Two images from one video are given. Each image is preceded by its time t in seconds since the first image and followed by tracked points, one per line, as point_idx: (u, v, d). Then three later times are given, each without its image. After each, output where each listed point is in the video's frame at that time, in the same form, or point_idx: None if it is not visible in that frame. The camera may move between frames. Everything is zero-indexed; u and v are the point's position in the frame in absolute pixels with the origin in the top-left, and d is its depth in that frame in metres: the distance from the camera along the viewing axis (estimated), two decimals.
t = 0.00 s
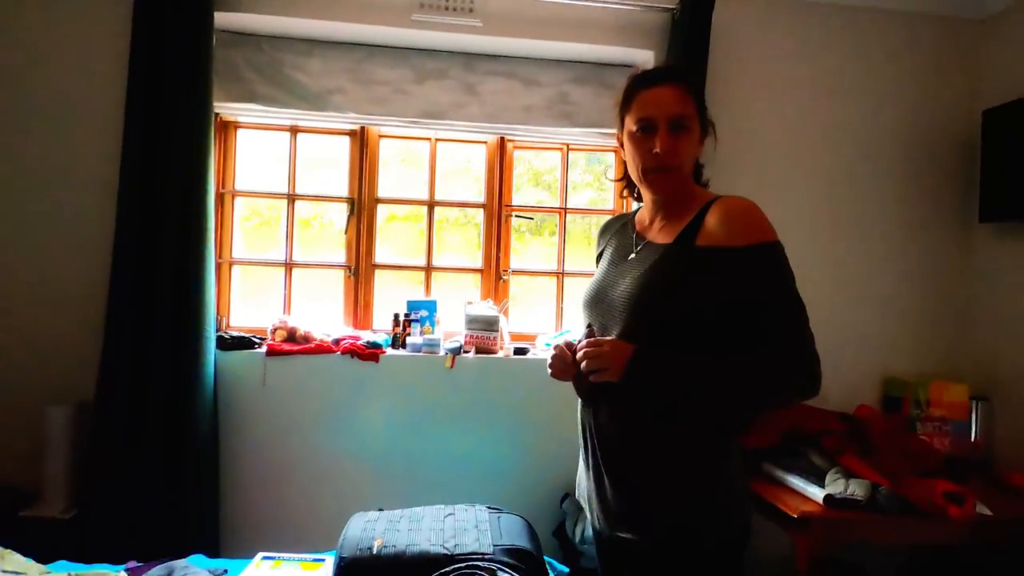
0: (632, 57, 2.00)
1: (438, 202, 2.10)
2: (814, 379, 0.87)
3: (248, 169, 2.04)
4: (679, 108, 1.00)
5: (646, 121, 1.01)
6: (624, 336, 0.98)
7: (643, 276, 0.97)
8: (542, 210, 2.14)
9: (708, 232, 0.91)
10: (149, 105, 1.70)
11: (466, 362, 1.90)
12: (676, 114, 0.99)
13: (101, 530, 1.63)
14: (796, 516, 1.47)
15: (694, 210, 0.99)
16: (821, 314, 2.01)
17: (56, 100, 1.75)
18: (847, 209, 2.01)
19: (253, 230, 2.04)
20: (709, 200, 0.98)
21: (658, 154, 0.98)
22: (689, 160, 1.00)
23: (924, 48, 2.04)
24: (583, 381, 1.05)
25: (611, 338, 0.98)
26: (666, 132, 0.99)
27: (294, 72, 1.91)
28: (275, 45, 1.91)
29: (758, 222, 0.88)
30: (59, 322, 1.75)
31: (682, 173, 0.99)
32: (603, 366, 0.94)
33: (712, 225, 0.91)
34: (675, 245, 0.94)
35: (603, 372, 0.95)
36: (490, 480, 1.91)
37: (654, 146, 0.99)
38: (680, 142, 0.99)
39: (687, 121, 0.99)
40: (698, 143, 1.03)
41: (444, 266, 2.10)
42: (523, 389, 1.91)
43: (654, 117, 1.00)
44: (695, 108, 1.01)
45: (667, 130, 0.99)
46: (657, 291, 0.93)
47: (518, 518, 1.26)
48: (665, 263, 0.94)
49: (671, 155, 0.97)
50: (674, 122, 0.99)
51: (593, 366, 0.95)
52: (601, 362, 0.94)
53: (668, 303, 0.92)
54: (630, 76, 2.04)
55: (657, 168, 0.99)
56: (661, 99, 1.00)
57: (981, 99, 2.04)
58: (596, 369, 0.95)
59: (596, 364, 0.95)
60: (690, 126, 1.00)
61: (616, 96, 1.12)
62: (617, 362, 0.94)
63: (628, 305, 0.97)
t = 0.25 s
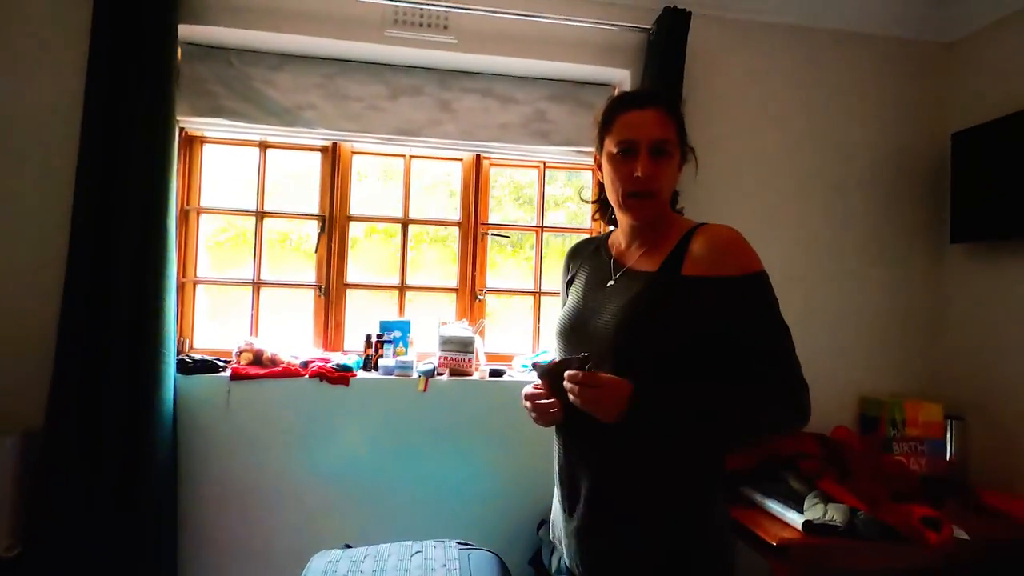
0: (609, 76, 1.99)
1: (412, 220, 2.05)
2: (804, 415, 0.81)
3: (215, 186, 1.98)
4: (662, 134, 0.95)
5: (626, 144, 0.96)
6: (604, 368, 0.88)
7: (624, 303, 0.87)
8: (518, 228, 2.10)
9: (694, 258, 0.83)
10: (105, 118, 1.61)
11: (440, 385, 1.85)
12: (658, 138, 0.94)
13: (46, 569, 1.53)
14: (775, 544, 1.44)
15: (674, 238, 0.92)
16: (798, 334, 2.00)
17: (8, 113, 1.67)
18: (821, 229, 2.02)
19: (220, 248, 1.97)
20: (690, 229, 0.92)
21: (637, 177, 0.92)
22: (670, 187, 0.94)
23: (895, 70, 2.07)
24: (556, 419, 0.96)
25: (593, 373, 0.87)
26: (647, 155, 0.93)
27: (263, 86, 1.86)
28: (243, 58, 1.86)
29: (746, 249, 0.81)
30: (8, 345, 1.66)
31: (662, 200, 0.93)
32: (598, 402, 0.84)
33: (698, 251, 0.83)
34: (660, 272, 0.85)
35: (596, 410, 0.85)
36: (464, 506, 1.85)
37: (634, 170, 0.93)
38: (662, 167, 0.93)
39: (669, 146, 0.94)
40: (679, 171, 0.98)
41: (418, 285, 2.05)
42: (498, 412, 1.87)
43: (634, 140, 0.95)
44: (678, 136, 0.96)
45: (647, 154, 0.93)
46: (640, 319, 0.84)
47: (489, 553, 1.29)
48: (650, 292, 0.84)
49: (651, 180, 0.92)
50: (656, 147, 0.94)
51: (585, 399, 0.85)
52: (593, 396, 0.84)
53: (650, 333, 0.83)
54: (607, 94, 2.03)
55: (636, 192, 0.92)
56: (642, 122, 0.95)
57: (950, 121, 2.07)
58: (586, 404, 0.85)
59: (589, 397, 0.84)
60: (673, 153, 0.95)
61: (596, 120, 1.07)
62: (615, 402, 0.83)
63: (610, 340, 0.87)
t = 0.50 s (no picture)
0: (589, 89, 2.00)
1: (391, 231, 2.03)
2: (790, 436, 0.80)
3: (188, 196, 1.93)
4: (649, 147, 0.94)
5: (611, 156, 0.94)
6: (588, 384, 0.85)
7: (609, 319, 0.85)
8: (499, 240, 2.09)
9: (680, 272, 0.82)
10: (71, 125, 1.57)
11: (419, 400, 1.81)
12: (644, 151, 0.93)
13: None
14: (757, 559, 1.43)
15: (658, 253, 0.91)
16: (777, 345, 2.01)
17: None
18: (799, 241, 2.04)
19: (193, 260, 1.93)
20: (674, 244, 0.90)
21: (622, 190, 0.91)
22: (654, 201, 0.93)
23: (869, 86, 2.11)
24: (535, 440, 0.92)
25: (578, 395, 0.84)
26: (632, 168, 0.92)
27: (238, 95, 1.83)
28: (219, 67, 1.83)
29: (731, 265, 0.80)
30: None
31: (647, 213, 0.92)
32: (584, 427, 0.80)
33: (684, 265, 0.82)
34: (645, 288, 0.83)
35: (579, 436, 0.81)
36: (443, 523, 1.82)
37: (619, 182, 0.92)
38: (647, 180, 0.92)
39: (654, 160, 0.93)
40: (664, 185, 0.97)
41: (397, 298, 2.02)
42: (478, 427, 1.84)
43: (620, 153, 0.93)
44: (664, 150, 0.95)
45: (633, 167, 0.92)
46: (623, 332, 0.82)
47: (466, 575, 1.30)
48: (635, 309, 0.82)
49: (636, 193, 0.90)
50: (641, 160, 0.92)
51: (568, 420, 0.80)
52: (578, 419, 0.80)
53: (635, 347, 0.81)
54: (588, 107, 2.03)
55: (621, 205, 0.91)
56: (628, 134, 0.94)
57: (922, 136, 2.12)
58: (568, 426, 0.81)
59: (573, 419, 0.80)
60: (658, 167, 0.94)
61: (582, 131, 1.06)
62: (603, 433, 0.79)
63: (594, 357, 0.85)
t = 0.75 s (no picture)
0: (572, 100, 2.01)
1: (372, 241, 2.00)
2: (776, 448, 0.79)
3: (163, 204, 1.89)
4: (642, 154, 0.92)
5: (602, 160, 0.93)
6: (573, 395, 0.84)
7: (595, 329, 0.84)
8: (481, 250, 2.08)
9: (665, 282, 0.81)
10: (40, 131, 1.51)
11: (400, 412, 1.78)
12: (634, 157, 0.91)
13: None
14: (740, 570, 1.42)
15: (643, 261, 0.90)
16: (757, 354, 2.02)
17: None
18: (778, 251, 2.06)
19: (167, 270, 1.88)
20: (659, 253, 0.89)
21: (609, 195, 0.90)
22: (643, 207, 0.92)
23: (845, 99, 2.15)
24: (518, 447, 0.91)
25: (560, 398, 0.83)
26: (621, 173, 0.91)
27: (216, 102, 1.79)
28: (196, 74, 1.79)
29: (716, 276, 0.80)
30: None
31: (634, 220, 0.90)
32: (563, 427, 0.79)
33: (670, 275, 0.81)
34: (632, 297, 0.82)
35: (557, 436, 0.80)
36: (424, 538, 1.79)
37: (607, 187, 0.91)
38: (636, 186, 0.91)
39: (645, 165, 0.91)
40: (654, 192, 0.95)
41: (378, 308, 1.99)
42: (461, 439, 1.81)
43: (610, 157, 0.92)
44: (657, 159, 0.94)
45: (622, 172, 0.91)
46: (609, 343, 0.81)
47: None
48: (621, 317, 0.81)
49: (623, 199, 0.89)
50: (631, 165, 0.91)
51: (548, 417, 0.80)
52: (557, 416, 0.79)
53: (620, 358, 0.80)
54: (570, 117, 2.04)
55: (607, 210, 0.90)
56: (620, 139, 0.93)
57: (896, 148, 2.17)
58: (547, 423, 0.80)
59: (554, 416, 0.79)
60: (649, 175, 0.92)
61: (579, 137, 1.05)
62: (581, 435, 0.78)
63: (580, 366, 0.84)
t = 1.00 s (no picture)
0: (552, 109, 2.02)
1: (352, 249, 1.98)
2: (756, 455, 0.80)
3: (137, 212, 1.85)
4: (626, 163, 0.92)
5: (585, 167, 0.93)
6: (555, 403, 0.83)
7: (578, 337, 0.84)
8: (464, 258, 2.07)
9: (647, 290, 0.81)
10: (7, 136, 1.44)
11: (381, 423, 1.76)
12: (618, 165, 0.91)
13: None
14: None
15: (622, 270, 0.90)
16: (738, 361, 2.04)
17: None
18: (757, 259, 2.09)
19: (141, 279, 1.84)
20: (639, 262, 0.89)
21: (590, 201, 0.90)
22: (624, 216, 0.91)
23: (819, 110, 2.20)
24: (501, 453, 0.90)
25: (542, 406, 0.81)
26: (603, 180, 0.91)
27: (192, 108, 1.77)
28: (172, 80, 1.77)
29: (696, 283, 0.80)
30: None
31: (614, 228, 0.90)
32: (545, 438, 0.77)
33: (651, 283, 0.81)
34: (613, 306, 0.82)
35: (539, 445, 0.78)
36: (405, 550, 1.76)
37: (588, 193, 0.91)
38: (617, 193, 0.90)
39: (628, 174, 0.91)
40: (637, 201, 0.95)
41: (359, 317, 1.97)
42: (442, 449, 1.79)
43: (593, 164, 0.92)
44: (640, 169, 0.94)
45: (603, 180, 0.91)
46: (591, 351, 0.81)
47: None
48: (604, 327, 0.81)
49: (603, 207, 0.89)
50: (614, 173, 0.91)
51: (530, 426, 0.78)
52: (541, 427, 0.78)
53: (602, 367, 0.79)
54: (551, 126, 2.05)
55: (587, 217, 0.90)
56: (605, 146, 0.93)
57: (869, 159, 2.22)
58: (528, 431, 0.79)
59: (536, 425, 0.78)
60: (632, 183, 0.92)
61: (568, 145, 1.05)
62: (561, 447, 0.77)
63: (563, 376, 0.83)
